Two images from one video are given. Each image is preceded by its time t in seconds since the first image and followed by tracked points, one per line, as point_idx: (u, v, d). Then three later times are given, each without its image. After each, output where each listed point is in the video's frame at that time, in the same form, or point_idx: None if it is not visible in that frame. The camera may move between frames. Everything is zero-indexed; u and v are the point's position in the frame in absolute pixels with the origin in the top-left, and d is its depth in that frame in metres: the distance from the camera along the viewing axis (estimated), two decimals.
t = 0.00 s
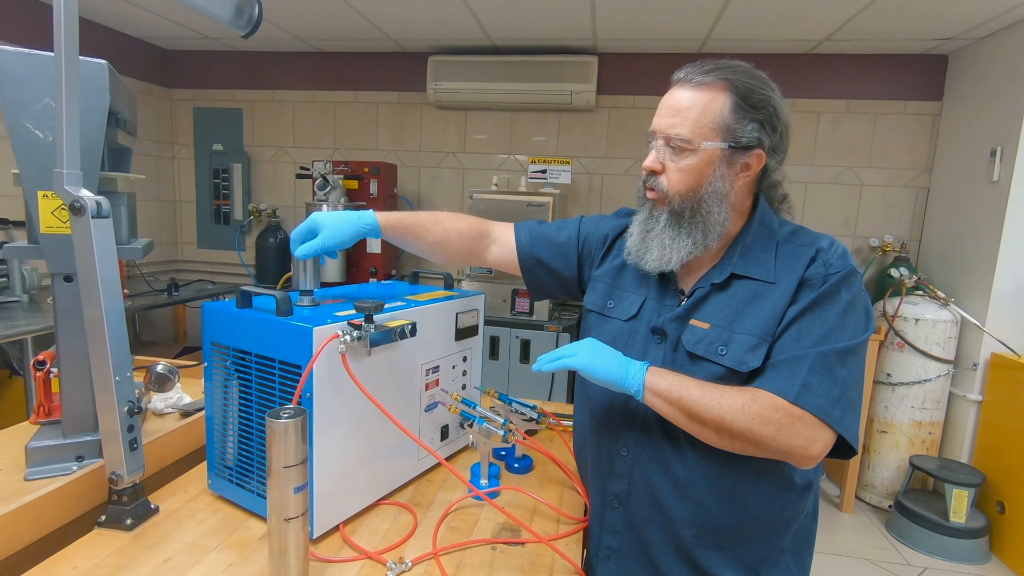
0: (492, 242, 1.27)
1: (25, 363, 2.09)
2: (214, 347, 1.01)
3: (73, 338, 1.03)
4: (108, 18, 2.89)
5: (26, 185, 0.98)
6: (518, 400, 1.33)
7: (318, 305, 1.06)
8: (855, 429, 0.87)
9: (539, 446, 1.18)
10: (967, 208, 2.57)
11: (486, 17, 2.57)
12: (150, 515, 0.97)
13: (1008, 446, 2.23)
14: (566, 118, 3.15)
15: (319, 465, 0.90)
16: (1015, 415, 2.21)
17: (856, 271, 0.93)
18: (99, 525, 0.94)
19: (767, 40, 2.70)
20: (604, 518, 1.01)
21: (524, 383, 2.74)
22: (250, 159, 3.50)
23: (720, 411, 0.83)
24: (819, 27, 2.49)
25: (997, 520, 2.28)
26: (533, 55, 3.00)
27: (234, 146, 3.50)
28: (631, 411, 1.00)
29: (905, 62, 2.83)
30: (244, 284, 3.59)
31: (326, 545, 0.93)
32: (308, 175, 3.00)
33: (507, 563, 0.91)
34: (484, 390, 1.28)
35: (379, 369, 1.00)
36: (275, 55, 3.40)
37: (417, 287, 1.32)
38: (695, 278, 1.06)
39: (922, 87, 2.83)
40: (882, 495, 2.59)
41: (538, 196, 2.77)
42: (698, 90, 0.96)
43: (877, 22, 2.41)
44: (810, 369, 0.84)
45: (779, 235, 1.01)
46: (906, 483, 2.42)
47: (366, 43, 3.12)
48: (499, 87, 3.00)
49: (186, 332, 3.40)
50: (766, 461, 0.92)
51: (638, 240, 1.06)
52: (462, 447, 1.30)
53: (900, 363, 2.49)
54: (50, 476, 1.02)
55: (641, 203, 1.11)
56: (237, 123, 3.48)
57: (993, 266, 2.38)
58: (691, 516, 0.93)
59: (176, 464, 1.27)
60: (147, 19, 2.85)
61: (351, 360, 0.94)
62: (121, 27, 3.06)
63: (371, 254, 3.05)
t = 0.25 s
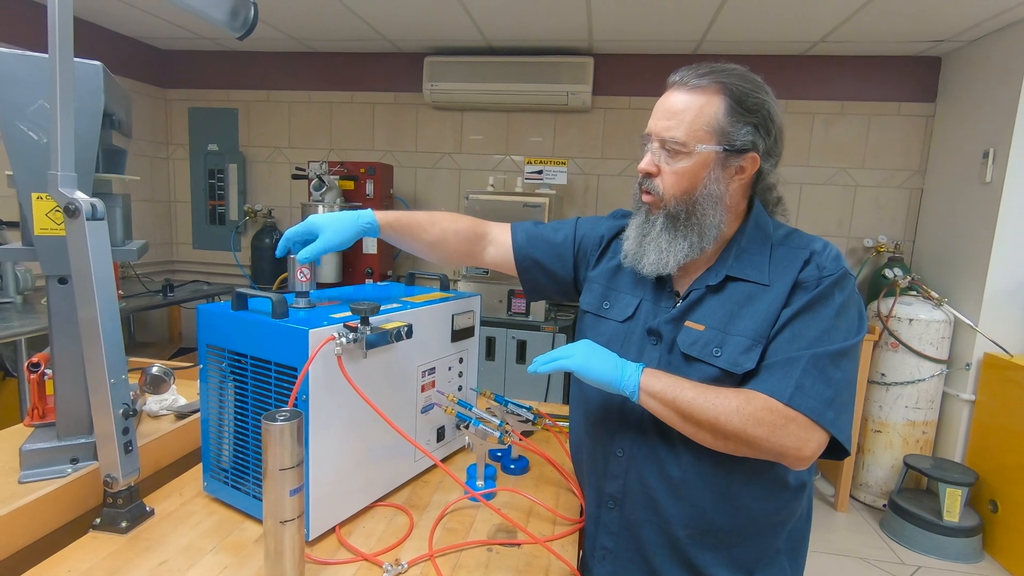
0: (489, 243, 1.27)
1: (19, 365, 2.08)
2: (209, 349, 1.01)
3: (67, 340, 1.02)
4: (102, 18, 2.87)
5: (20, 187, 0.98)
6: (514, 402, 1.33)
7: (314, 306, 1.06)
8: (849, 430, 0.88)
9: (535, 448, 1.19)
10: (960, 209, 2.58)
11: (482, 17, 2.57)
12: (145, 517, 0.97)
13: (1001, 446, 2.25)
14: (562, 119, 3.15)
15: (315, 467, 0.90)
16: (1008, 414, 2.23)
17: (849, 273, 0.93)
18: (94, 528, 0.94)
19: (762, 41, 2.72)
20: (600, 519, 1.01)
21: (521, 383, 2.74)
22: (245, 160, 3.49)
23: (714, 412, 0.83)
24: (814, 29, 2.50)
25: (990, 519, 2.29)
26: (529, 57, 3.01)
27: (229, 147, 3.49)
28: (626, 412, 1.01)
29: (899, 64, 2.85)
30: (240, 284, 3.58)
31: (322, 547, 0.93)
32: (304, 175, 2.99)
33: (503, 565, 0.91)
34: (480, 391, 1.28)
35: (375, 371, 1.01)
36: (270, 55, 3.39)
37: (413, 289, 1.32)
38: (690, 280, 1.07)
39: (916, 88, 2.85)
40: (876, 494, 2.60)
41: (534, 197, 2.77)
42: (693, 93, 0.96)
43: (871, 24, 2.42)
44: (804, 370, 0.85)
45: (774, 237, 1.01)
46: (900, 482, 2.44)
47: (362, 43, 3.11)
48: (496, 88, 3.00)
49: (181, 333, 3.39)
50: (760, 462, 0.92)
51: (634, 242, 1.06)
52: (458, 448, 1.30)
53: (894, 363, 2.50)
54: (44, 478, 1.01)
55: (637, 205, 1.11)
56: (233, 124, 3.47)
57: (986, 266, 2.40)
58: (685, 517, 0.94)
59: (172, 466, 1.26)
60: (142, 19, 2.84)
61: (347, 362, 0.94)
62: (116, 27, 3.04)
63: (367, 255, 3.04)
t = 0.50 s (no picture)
0: (482, 246, 1.27)
1: (9, 368, 2.06)
2: (200, 353, 1.01)
3: (57, 344, 1.02)
4: (95, 18, 2.86)
5: (8, 189, 0.97)
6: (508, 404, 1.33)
7: (306, 309, 1.06)
8: (842, 431, 0.88)
9: (529, 450, 1.19)
10: (952, 209, 2.60)
11: (477, 18, 2.57)
12: (136, 523, 0.96)
13: (993, 445, 2.26)
14: (557, 120, 3.15)
15: (307, 471, 0.90)
16: (1000, 413, 2.24)
17: (841, 276, 0.94)
18: (84, 533, 0.93)
19: (756, 42, 2.72)
20: (594, 521, 1.01)
21: (516, 384, 2.74)
22: (239, 160, 3.48)
23: (708, 414, 0.83)
24: (807, 30, 2.51)
25: (982, 518, 2.31)
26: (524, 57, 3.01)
27: (223, 148, 3.48)
28: (620, 414, 1.01)
29: (891, 65, 2.86)
30: (233, 286, 3.57)
31: (314, 551, 0.93)
32: (298, 176, 2.98)
33: (496, 568, 0.91)
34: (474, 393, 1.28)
35: (367, 374, 1.00)
36: (264, 55, 3.38)
37: (406, 292, 1.32)
38: (684, 282, 1.07)
39: (908, 89, 2.86)
40: (870, 493, 2.61)
41: (529, 198, 2.77)
42: (689, 95, 0.96)
43: (865, 26, 2.43)
44: (797, 372, 0.85)
45: (767, 239, 1.02)
46: (894, 481, 2.45)
47: (356, 44, 3.11)
48: (490, 89, 3.00)
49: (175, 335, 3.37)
50: (754, 464, 0.92)
51: (628, 243, 1.06)
52: (452, 451, 1.30)
53: (888, 363, 2.51)
54: (34, 483, 1.00)
55: (631, 205, 1.11)
56: (226, 124, 3.45)
57: (978, 266, 2.41)
58: (679, 519, 0.94)
59: (163, 470, 1.25)
60: (135, 19, 2.82)
61: (340, 366, 0.94)
62: (108, 28, 3.02)
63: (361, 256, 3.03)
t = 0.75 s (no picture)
0: (475, 248, 1.26)
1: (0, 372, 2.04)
2: (191, 356, 1.00)
3: (46, 347, 1.01)
4: (85, 19, 2.84)
5: None
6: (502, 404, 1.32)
7: (298, 311, 1.05)
8: (836, 429, 0.88)
9: (523, 450, 1.18)
10: (945, 206, 2.61)
11: (469, 18, 2.57)
12: (127, 527, 0.95)
13: (987, 440, 2.28)
14: (551, 119, 3.15)
15: (300, 473, 0.89)
16: (993, 409, 2.25)
17: (834, 273, 0.94)
18: (74, 539, 0.92)
19: (748, 41, 2.73)
20: (588, 521, 1.01)
21: (511, 384, 2.74)
22: (232, 162, 3.46)
23: (703, 413, 0.83)
24: (799, 28, 2.52)
25: (977, 513, 2.32)
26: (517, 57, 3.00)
27: (215, 149, 3.46)
28: (614, 414, 1.00)
29: (883, 63, 2.87)
30: (227, 288, 3.55)
31: (307, 554, 0.92)
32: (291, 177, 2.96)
33: (491, 569, 0.90)
34: (468, 394, 1.28)
35: (361, 375, 1.00)
36: (256, 56, 3.36)
37: (399, 293, 1.31)
38: (677, 281, 1.07)
39: (900, 87, 2.88)
40: (865, 490, 2.62)
41: (523, 198, 2.76)
42: (682, 94, 0.96)
43: (857, 24, 2.44)
44: (791, 370, 0.85)
45: (760, 238, 1.02)
46: (889, 478, 2.46)
47: (349, 44, 3.10)
48: (484, 89, 2.99)
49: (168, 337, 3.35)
50: (748, 462, 0.92)
51: (621, 242, 1.06)
52: (446, 452, 1.30)
53: (882, 360, 2.52)
54: (23, 488, 0.99)
55: (624, 205, 1.11)
56: (219, 126, 3.44)
57: (970, 263, 2.42)
58: (674, 518, 0.94)
59: (155, 474, 1.25)
60: (125, 20, 2.80)
61: (332, 367, 0.93)
62: (98, 29, 3.00)
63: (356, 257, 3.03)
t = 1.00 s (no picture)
0: (471, 248, 1.26)
1: None
2: (185, 357, 1.00)
3: (39, 349, 1.00)
4: (77, 20, 2.82)
5: None
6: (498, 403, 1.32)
7: (293, 311, 1.04)
8: (832, 423, 0.89)
9: (520, 449, 1.18)
10: (938, 203, 2.62)
11: (463, 17, 2.57)
12: (122, 529, 0.95)
13: (981, 436, 2.29)
14: (546, 118, 3.15)
15: (296, 473, 0.89)
16: (987, 405, 2.26)
17: (830, 268, 0.94)
18: (68, 542, 0.91)
19: (742, 40, 2.74)
20: (586, 518, 1.01)
21: (508, 384, 2.74)
22: (226, 162, 3.45)
23: (700, 408, 0.83)
24: (793, 27, 2.53)
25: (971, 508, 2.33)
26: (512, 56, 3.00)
27: (209, 150, 3.45)
28: (611, 410, 1.01)
29: (876, 61, 2.89)
30: (222, 289, 3.54)
31: (303, 554, 0.92)
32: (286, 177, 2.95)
33: (487, 568, 0.90)
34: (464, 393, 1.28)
35: (357, 374, 1.00)
36: (250, 56, 3.35)
37: (394, 293, 1.31)
38: (674, 277, 1.07)
39: (893, 85, 2.89)
40: (860, 486, 2.63)
41: (519, 197, 2.76)
42: (680, 89, 0.96)
43: (850, 22, 2.45)
44: (788, 364, 0.85)
45: (756, 234, 1.02)
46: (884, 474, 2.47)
47: (343, 44, 3.09)
48: (479, 89, 2.99)
49: (163, 339, 3.34)
50: (744, 458, 0.92)
51: (619, 238, 1.06)
52: (442, 451, 1.30)
53: (877, 357, 2.53)
54: (16, 491, 0.98)
55: (622, 202, 1.11)
56: (213, 126, 3.42)
57: (964, 259, 2.44)
58: (671, 515, 0.94)
59: (150, 476, 1.24)
60: (118, 21, 2.79)
61: (327, 367, 0.93)
62: (91, 29, 2.99)
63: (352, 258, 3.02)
